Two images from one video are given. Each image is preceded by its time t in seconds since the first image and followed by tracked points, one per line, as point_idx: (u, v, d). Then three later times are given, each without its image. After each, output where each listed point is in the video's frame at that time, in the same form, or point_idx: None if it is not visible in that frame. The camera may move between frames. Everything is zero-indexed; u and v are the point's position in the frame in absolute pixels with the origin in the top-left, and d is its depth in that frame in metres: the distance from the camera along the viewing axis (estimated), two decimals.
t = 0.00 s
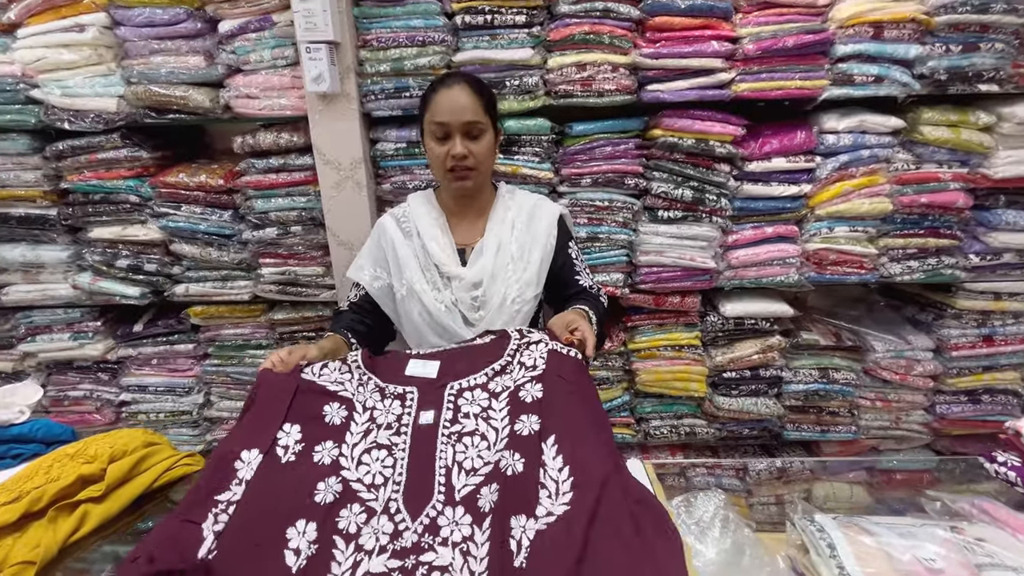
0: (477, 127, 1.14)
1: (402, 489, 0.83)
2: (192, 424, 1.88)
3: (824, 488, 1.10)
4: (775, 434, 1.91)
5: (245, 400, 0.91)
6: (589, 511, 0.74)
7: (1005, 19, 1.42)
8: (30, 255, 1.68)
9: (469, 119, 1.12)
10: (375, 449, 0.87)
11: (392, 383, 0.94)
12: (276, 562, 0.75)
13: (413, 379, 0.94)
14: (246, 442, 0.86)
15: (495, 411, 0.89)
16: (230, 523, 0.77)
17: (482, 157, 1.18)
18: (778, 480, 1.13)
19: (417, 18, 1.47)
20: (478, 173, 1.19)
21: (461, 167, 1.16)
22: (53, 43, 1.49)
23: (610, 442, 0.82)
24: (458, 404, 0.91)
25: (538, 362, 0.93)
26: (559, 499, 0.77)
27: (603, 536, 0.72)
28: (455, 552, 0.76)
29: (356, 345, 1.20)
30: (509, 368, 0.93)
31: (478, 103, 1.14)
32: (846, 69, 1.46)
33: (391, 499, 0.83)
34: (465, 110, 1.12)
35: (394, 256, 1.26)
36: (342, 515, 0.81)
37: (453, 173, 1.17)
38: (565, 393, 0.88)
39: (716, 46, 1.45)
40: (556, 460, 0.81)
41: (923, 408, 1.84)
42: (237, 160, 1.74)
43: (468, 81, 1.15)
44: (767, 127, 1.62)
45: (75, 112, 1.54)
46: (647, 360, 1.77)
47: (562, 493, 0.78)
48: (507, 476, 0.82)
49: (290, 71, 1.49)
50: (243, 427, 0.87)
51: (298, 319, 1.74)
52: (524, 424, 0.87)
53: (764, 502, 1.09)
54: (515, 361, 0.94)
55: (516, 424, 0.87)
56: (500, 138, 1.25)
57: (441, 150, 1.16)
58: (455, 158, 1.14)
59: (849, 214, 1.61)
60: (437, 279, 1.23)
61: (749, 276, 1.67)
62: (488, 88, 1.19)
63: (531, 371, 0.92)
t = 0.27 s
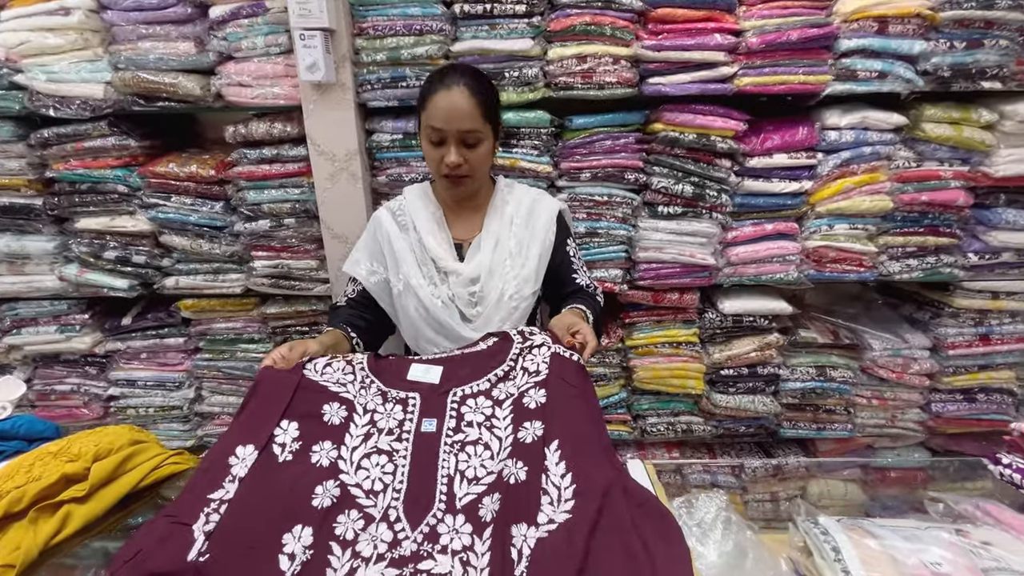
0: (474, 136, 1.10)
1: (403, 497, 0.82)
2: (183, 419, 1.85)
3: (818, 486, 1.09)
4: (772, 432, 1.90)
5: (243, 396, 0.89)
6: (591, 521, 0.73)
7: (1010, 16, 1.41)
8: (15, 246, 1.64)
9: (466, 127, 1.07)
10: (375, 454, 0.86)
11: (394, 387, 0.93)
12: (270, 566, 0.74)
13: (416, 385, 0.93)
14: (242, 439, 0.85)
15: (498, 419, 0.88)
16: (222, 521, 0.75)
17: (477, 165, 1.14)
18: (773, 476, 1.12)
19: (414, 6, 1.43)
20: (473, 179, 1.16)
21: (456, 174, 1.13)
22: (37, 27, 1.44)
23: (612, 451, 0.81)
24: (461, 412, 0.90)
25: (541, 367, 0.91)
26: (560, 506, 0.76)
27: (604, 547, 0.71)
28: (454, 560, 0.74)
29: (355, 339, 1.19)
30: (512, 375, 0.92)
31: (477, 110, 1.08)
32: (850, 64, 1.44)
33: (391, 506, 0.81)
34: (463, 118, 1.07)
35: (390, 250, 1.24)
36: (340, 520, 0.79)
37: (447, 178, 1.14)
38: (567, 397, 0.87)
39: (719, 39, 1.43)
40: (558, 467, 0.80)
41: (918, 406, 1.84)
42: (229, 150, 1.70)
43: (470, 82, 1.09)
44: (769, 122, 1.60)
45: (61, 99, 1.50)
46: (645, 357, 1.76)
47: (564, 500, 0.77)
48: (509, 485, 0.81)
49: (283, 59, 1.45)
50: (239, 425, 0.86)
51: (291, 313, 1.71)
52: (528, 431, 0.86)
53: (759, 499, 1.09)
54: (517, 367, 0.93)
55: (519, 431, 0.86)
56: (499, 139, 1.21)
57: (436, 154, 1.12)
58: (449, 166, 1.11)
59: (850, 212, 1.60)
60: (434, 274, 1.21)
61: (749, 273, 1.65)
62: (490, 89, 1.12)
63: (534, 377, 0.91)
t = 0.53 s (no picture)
0: (475, 133, 1.06)
1: (403, 497, 0.79)
2: (172, 414, 1.81)
3: (815, 482, 1.08)
4: (769, 429, 1.89)
5: (237, 388, 0.87)
6: (599, 519, 0.71)
7: (1017, 10, 1.39)
8: None
9: (467, 123, 1.04)
10: (374, 452, 0.83)
11: (394, 383, 0.91)
12: (264, 567, 0.71)
13: (417, 381, 0.91)
14: (236, 431, 0.82)
15: (502, 416, 0.86)
16: (214, 517, 0.73)
17: (475, 163, 1.11)
18: (770, 473, 1.12)
19: None
20: (470, 177, 1.13)
21: (453, 171, 1.10)
22: (18, 7, 1.38)
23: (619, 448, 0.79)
24: (463, 409, 0.88)
25: (546, 365, 0.90)
26: (567, 504, 0.74)
27: (613, 546, 0.69)
28: (457, 563, 0.72)
29: (350, 332, 1.16)
30: (516, 372, 0.90)
31: (479, 108, 1.04)
32: (855, 57, 1.42)
33: (391, 507, 0.79)
34: (464, 115, 1.03)
35: (385, 241, 1.20)
36: (337, 520, 0.77)
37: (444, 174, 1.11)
38: (572, 394, 0.85)
39: (724, 29, 1.40)
40: (564, 465, 0.78)
41: (915, 403, 1.84)
42: (220, 138, 1.66)
43: (475, 78, 1.05)
44: (772, 115, 1.58)
45: (44, 83, 1.44)
46: (644, 352, 1.74)
47: (571, 497, 0.75)
48: (514, 485, 0.79)
49: (276, 44, 1.40)
50: (234, 418, 0.84)
51: (284, 307, 1.67)
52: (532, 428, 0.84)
53: (755, 495, 1.08)
54: (522, 365, 0.91)
55: (524, 429, 0.84)
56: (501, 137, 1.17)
57: (434, 148, 1.09)
58: (446, 163, 1.08)
59: (852, 207, 1.59)
60: (430, 267, 1.18)
61: (749, 269, 1.64)
62: (496, 86, 1.08)
63: (538, 374, 0.89)
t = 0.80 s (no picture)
0: (474, 131, 1.04)
1: (401, 507, 0.77)
2: (164, 412, 1.78)
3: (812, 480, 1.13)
4: (766, 426, 1.89)
5: (231, 401, 0.86)
6: (601, 522, 0.70)
7: (1019, 6, 1.38)
8: None
9: (467, 121, 1.01)
10: (372, 463, 0.81)
11: (392, 394, 0.89)
12: None
13: (415, 393, 0.90)
14: (232, 445, 0.81)
15: (500, 424, 0.85)
16: (209, 531, 0.71)
17: (475, 162, 1.08)
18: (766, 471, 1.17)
19: None
20: (469, 176, 1.11)
21: (451, 169, 1.08)
22: None
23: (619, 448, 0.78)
24: (462, 419, 0.86)
25: (543, 373, 0.89)
26: (569, 508, 0.73)
27: (616, 548, 0.68)
28: (456, 569, 0.70)
29: (349, 335, 1.15)
30: (513, 382, 0.90)
31: (480, 105, 1.01)
32: (858, 53, 1.41)
33: (389, 516, 0.77)
34: (464, 112, 1.01)
35: (381, 240, 1.18)
36: (334, 530, 0.75)
37: (443, 172, 1.09)
38: (570, 399, 0.84)
39: (726, 23, 1.38)
40: (565, 468, 0.77)
41: (912, 401, 1.84)
42: (212, 131, 1.62)
43: (475, 73, 1.02)
44: (772, 112, 1.56)
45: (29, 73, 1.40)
46: (642, 350, 1.73)
47: (572, 501, 0.73)
48: (515, 492, 0.77)
49: (269, 35, 1.37)
50: (230, 432, 0.83)
51: (278, 303, 1.65)
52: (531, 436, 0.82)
53: (753, 493, 1.13)
54: (518, 375, 0.91)
55: (523, 436, 0.83)
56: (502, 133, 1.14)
57: (433, 146, 1.06)
58: (444, 161, 1.06)
59: (852, 205, 1.58)
60: (427, 267, 1.16)
61: (749, 266, 1.63)
62: (497, 81, 1.05)
63: (536, 383, 0.88)
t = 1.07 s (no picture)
0: (473, 131, 1.02)
1: (402, 517, 0.76)
2: (159, 413, 1.76)
3: (811, 478, 1.11)
4: (765, 426, 1.89)
5: (227, 414, 0.84)
6: (603, 535, 0.69)
7: (1019, 4, 1.38)
8: None
9: (466, 120, 1.00)
10: (372, 476, 0.80)
11: (391, 407, 0.89)
12: None
13: (414, 405, 0.89)
14: (229, 461, 0.79)
15: (500, 437, 0.84)
16: (207, 548, 0.69)
17: (473, 162, 1.07)
18: (766, 470, 1.15)
19: None
20: (468, 177, 1.10)
21: (450, 170, 1.06)
22: None
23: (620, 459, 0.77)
24: (462, 431, 0.85)
25: (542, 386, 0.88)
26: (570, 521, 0.72)
27: (619, 561, 0.67)
28: None
29: (347, 341, 1.14)
30: (512, 395, 0.89)
31: (479, 104, 1.00)
32: (858, 51, 1.40)
33: (389, 527, 0.75)
34: (462, 112, 0.99)
35: (378, 242, 1.16)
36: (333, 541, 0.73)
37: (441, 173, 1.08)
38: (570, 410, 0.83)
39: (727, 20, 1.37)
40: (565, 480, 0.76)
41: (910, 399, 1.84)
42: (205, 129, 1.60)
43: (474, 72, 1.00)
44: (772, 110, 1.56)
45: (18, 70, 1.38)
46: (641, 350, 1.72)
47: (573, 514, 0.72)
48: (516, 504, 0.76)
49: (264, 31, 1.35)
50: (227, 446, 0.81)
51: (273, 304, 1.63)
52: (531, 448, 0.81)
53: (750, 492, 1.11)
54: (517, 388, 0.90)
55: (524, 448, 0.82)
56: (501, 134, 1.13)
57: (430, 145, 1.04)
58: (442, 161, 1.04)
59: (851, 204, 1.57)
60: (425, 269, 1.14)
61: (748, 266, 1.62)
62: (497, 81, 1.04)
63: (535, 395, 0.87)
